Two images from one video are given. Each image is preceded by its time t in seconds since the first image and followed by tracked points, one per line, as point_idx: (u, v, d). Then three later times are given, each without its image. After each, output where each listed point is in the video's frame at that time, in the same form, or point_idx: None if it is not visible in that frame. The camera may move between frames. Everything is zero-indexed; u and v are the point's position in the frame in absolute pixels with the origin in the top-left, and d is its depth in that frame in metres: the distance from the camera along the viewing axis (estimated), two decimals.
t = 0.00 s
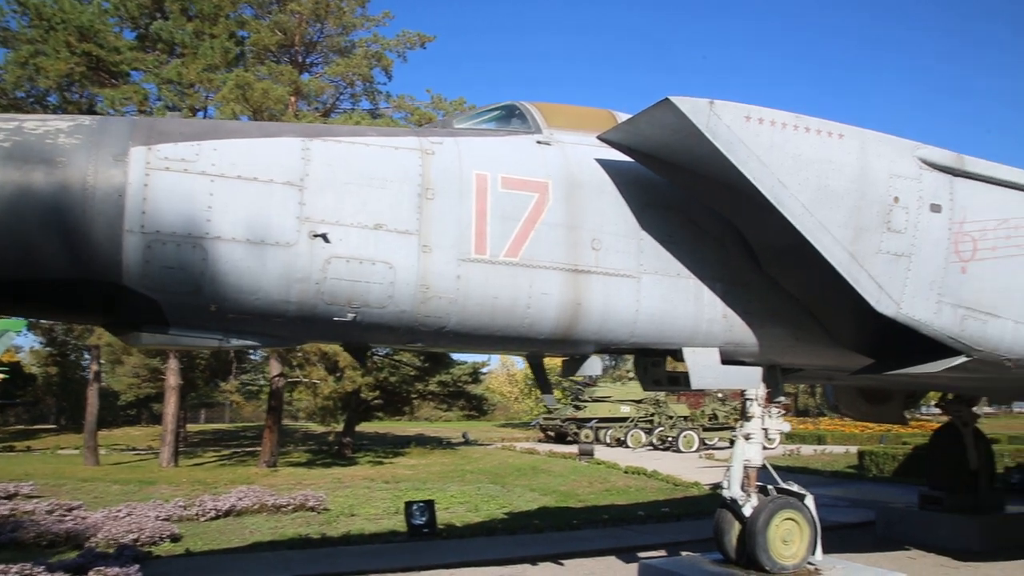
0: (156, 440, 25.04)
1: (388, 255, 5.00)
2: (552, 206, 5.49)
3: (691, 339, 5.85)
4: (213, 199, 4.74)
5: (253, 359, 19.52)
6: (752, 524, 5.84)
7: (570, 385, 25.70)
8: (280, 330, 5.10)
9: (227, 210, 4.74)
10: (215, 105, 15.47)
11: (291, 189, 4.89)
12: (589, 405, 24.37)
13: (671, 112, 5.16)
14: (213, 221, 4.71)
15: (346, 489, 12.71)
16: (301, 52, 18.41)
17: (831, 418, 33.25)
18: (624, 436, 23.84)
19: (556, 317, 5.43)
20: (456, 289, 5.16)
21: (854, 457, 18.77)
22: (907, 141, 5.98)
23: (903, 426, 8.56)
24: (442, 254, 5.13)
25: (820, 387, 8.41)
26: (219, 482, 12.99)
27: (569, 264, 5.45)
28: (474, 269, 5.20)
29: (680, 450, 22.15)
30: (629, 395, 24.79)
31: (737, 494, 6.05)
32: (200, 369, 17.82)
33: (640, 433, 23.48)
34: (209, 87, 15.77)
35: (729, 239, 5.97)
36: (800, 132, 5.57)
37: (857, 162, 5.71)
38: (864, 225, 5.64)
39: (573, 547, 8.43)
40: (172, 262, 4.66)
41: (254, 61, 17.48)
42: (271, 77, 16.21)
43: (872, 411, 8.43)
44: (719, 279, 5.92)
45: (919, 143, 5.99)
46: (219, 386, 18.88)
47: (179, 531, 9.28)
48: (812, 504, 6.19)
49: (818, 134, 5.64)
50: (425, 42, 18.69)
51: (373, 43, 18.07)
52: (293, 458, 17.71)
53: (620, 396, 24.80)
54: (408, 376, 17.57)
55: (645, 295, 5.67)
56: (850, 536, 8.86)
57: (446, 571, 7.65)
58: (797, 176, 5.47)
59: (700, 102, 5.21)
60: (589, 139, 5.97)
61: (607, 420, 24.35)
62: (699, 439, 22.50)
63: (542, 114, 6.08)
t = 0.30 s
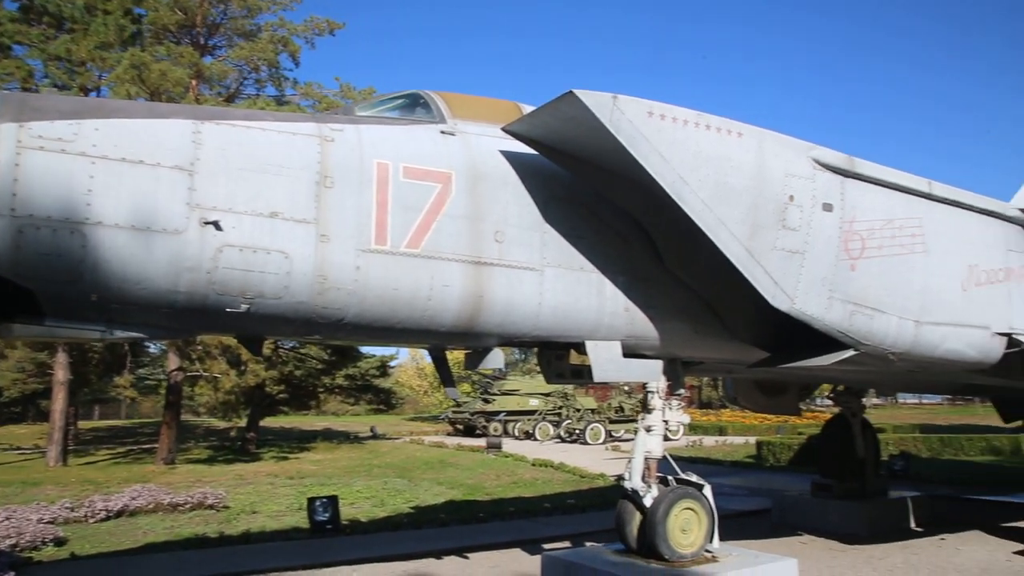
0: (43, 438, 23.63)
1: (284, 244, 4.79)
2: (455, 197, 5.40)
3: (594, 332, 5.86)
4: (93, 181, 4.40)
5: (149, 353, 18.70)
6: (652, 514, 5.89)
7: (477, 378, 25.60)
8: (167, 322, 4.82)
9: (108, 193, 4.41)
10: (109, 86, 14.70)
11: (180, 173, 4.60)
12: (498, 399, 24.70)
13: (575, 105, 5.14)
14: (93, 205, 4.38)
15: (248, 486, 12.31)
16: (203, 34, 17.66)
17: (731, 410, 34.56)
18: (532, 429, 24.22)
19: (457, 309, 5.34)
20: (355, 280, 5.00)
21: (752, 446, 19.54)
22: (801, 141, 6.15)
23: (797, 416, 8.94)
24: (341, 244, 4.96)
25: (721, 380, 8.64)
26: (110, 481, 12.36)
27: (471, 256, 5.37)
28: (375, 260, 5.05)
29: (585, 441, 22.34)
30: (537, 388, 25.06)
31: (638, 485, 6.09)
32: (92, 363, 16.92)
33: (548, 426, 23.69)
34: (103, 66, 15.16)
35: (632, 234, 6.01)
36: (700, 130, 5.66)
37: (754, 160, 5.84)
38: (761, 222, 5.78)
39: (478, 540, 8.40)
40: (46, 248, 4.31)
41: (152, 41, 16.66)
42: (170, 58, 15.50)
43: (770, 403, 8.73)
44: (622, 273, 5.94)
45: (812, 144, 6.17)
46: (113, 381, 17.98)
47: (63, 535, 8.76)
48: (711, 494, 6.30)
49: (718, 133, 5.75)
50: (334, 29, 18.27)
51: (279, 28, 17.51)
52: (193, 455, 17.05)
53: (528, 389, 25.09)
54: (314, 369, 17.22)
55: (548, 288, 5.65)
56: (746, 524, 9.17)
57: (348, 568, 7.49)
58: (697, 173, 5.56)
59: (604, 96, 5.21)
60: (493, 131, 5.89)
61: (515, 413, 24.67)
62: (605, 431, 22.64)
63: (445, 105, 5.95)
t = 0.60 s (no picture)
0: None
1: (199, 234, 4.57)
2: (378, 190, 5.26)
3: (517, 329, 5.82)
4: None
5: (55, 345, 17.82)
6: (574, 511, 5.89)
7: (400, 374, 25.26)
8: (71, 313, 4.52)
9: (7, 175, 4.09)
10: (14, 63, 13.91)
11: (87, 156, 4.31)
12: (422, 396, 24.48)
13: (502, 100, 5.09)
14: None
15: (161, 485, 11.84)
16: (120, 13, 16.89)
17: (652, 408, 35.30)
18: (456, 426, 24.21)
19: (379, 304, 5.21)
20: (274, 273, 4.82)
21: (672, 444, 19.99)
22: (723, 144, 6.27)
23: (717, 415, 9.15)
24: (259, 235, 4.77)
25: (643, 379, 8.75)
26: (9, 481, 11.69)
27: (394, 250, 5.25)
28: (295, 253, 4.88)
29: (509, 438, 22.37)
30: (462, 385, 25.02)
31: (560, 482, 6.07)
32: None
33: (472, 423, 23.64)
34: (6, 41, 14.29)
35: (557, 231, 6.00)
36: (626, 129, 5.69)
37: (677, 161, 5.90)
38: (683, 223, 5.85)
39: (399, 539, 8.28)
40: None
41: (63, 18, 15.83)
42: (82, 37, 14.75)
43: (690, 401, 8.91)
44: (547, 271, 5.91)
45: (733, 148, 6.30)
46: (15, 375, 17.04)
47: None
48: (631, 491, 6.34)
49: (643, 133, 5.79)
50: (260, 15, 17.77)
51: (201, 11, 16.91)
52: (102, 453, 16.32)
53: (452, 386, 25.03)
54: (233, 364, 16.73)
55: (472, 284, 5.57)
56: (665, 520, 9.32)
57: (264, 569, 7.25)
58: (622, 172, 5.59)
59: (532, 93, 5.17)
60: (418, 124, 5.77)
61: (439, 410, 24.58)
62: (528, 428, 22.79)
63: (371, 95, 5.80)
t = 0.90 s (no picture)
0: None
1: (117, 229, 4.33)
2: (307, 187, 5.11)
3: (447, 331, 5.74)
4: None
5: None
6: (503, 513, 5.84)
7: (327, 375, 24.78)
8: None
9: None
10: None
11: None
12: (349, 397, 24.10)
13: (434, 99, 5.01)
14: None
15: (72, 492, 11.28)
16: None
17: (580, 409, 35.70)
18: (384, 428, 23.92)
19: (306, 305, 5.06)
20: (197, 271, 4.61)
21: (599, 444, 20.27)
22: (653, 148, 6.34)
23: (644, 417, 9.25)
24: (181, 231, 4.55)
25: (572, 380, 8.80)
26: None
27: (323, 249, 5.10)
28: (218, 251, 4.68)
29: (437, 440, 22.20)
30: (389, 387, 24.77)
31: (490, 484, 5.99)
32: None
33: (399, 425, 23.37)
34: None
35: (488, 233, 5.96)
36: (558, 132, 5.69)
37: (608, 164, 5.94)
38: (614, 225, 5.88)
39: (325, 544, 8.09)
40: None
41: None
42: None
43: (618, 402, 9.00)
44: (478, 272, 5.85)
45: (663, 152, 6.38)
46: None
47: None
48: (560, 493, 6.33)
49: (575, 135, 5.80)
50: (184, 6, 17.17)
51: None
52: (7, 459, 15.46)
53: (380, 388, 24.78)
54: (151, 365, 16.12)
55: (402, 285, 5.47)
56: (594, 520, 9.38)
57: None
58: (554, 174, 5.59)
59: (465, 92, 5.11)
60: (349, 122, 5.64)
61: (366, 412, 24.32)
62: (457, 429, 22.68)
63: (300, 90, 5.62)
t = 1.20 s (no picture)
0: None
1: (46, 229, 4.13)
2: (246, 187, 4.98)
3: (390, 332, 5.67)
4: None
5: None
6: (447, 516, 5.80)
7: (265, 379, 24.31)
8: None
9: None
10: None
11: None
12: (287, 401, 23.66)
13: (376, 99, 4.94)
14: None
15: None
16: None
17: (522, 410, 35.81)
18: (324, 431, 23.57)
19: (245, 306, 4.93)
20: (132, 273, 4.45)
21: (541, 445, 20.38)
22: (596, 150, 6.39)
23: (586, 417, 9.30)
24: (114, 232, 4.38)
25: (515, 381, 8.80)
26: None
27: (263, 250, 4.98)
28: (153, 251, 4.52)
29: (379, 443, 21.98)
30: (329, 389, 24.36)
31: (433, 487, 5.93)
32: None
33: (340, 428, 23.01)
34: None
35: (431, 234, 5.91)
36: (502, 133, 5.69)
37: (552, 166, 5.95)
38: (557, 227, 5.90)
39: (264, 550, 7.91)
40: None
41: None
42: None
43: (560, 402, 9.05)
44: (421, 273, 5.79)
45: (606, 154, 6.43)
46: None
47: None
48: (504, 494, 6.32)
49: (519, 137, 5.80)
50: None
51: None
52: None
53: (319, 390, 24.34)
54: (81, 370, 15.50)
55: (344, 286, 5.37)
56: (537, 520, 9.41)
57: None
58: (497, 175, 5.58)
59: (408, 91, 5.05)
60: (289, 120, 5.51)
61: (306, 415, 23.88)
62: (399, 432, 22.49)
63: (238, 88, 5.48)
